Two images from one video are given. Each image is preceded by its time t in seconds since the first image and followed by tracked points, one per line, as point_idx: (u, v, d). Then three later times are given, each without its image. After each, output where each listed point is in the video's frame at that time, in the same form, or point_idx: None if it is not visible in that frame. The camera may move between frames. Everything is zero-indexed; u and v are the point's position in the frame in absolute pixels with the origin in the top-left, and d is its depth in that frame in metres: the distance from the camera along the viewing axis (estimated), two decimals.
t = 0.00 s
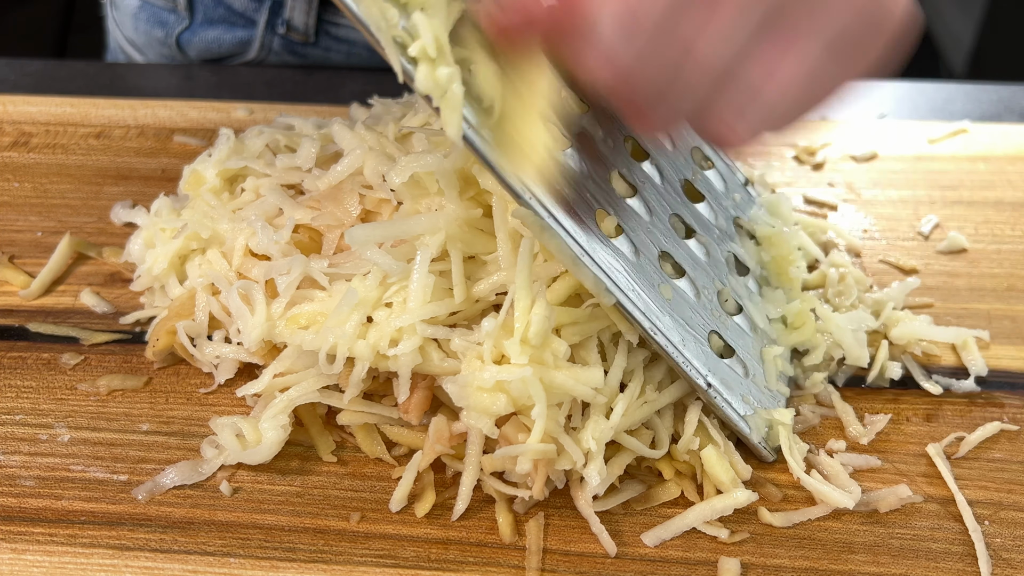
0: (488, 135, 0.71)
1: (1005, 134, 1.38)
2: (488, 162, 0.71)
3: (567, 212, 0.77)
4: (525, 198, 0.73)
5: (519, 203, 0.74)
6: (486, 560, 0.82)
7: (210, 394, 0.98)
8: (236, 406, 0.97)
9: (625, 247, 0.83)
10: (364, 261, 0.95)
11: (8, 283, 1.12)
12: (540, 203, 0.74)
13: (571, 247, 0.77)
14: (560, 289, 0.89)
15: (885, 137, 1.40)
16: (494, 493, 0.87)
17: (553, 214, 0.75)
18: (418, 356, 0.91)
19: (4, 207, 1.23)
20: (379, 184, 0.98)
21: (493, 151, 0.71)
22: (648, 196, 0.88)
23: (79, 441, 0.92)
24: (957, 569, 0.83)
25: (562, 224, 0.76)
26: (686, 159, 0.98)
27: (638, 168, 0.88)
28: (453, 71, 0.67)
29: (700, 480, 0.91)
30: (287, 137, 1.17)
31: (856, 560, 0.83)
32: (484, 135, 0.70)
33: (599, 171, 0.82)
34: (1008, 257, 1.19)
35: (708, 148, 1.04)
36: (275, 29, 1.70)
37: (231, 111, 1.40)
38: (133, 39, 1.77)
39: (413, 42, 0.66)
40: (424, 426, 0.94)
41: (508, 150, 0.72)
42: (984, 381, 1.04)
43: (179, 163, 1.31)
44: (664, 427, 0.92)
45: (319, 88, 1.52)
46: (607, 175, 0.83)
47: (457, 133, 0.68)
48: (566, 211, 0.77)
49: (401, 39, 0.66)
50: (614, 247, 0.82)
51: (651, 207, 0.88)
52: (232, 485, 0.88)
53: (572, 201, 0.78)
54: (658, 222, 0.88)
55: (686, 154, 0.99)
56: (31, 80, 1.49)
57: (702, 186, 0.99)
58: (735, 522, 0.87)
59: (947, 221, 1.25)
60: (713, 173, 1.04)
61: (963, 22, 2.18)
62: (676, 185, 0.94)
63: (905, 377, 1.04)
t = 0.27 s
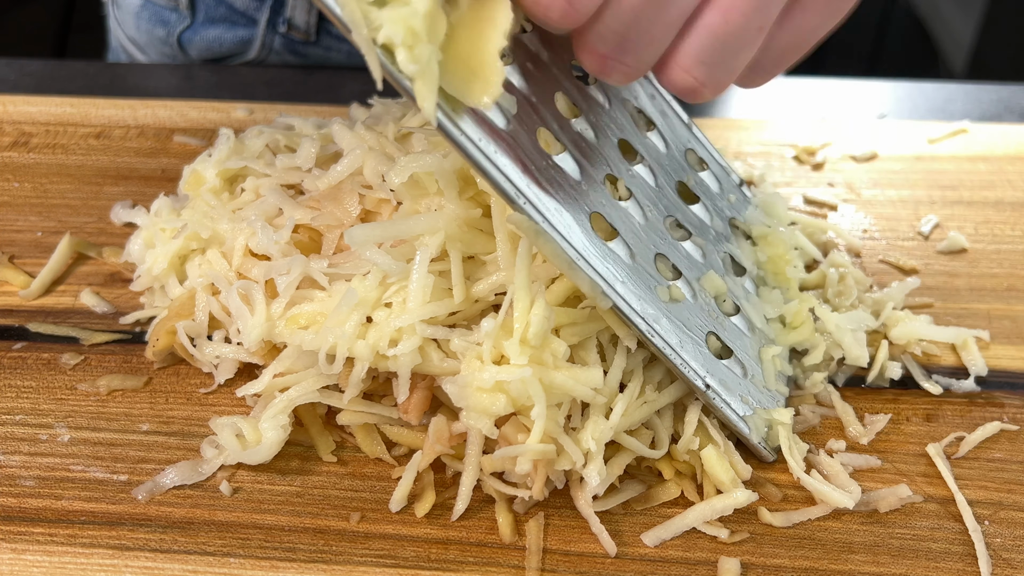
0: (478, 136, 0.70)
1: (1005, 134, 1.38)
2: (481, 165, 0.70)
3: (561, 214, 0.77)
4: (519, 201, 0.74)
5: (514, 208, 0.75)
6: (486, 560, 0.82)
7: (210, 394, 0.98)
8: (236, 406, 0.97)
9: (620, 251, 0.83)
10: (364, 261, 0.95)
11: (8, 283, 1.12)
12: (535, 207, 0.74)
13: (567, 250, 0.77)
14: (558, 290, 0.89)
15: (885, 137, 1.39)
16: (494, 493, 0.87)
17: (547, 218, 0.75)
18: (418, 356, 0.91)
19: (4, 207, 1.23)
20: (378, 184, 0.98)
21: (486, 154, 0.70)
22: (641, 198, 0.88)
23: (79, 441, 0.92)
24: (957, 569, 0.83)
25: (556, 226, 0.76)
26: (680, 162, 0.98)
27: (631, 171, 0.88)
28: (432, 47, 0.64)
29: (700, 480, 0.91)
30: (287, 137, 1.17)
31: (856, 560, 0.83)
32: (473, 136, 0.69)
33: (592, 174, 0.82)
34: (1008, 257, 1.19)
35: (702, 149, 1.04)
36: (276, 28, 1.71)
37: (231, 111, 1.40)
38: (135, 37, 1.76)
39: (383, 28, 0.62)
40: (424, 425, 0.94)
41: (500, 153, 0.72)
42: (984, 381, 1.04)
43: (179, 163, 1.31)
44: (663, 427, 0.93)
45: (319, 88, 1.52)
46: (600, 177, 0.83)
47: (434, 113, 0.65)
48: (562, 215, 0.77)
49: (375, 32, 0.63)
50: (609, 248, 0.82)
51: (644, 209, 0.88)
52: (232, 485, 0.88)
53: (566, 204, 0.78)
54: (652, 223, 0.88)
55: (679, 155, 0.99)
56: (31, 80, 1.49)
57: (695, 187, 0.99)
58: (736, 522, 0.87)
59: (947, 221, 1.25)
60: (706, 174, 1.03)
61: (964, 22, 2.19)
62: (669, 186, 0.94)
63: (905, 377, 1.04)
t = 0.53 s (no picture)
0: (474, 139, 0.71)
1: (1005, 134, 1.38)
2: (478, 168, 0.71)
3: (558, 218, 0.77)
4: (517, 205, 0.74)
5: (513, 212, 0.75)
6: (485, 560, 0.82)
7: (210, 394, 0.98)
8: (236, 406, 0.97)
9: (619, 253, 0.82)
10: (363, 261, 0.95)
11: (8, 283, 1.12)
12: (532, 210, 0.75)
13: (564, 253, 0.77)
14: (557, 292, 0.89)
15: (885, 136, 1.39)
16: (494, 493, 0.87)
17: (544, 221, 0.76)
18: (418, 356, 0.91)
19: (4, 207, 1.23)
20: (378, 184, 0.98)
21: (482, 157, 0.71)
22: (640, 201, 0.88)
23: (79, 441, 0.92)
24: (957, 569, 0.83)
25: (553, 229, 0.76)
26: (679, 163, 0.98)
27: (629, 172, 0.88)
28: (425, 53, 0.68)
29: (699, 480, 0.91)
30: (287, 137, 1.17)
31: (856, 560, 0.83)
32: (468, 139, 0.70)
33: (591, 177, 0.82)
34: (1008, 257, 1.19)
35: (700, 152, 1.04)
36: (278, 27, 1.71)
37: (231, 111, 1.40)
38: (135, 37, 1.76)
39: (378, 33, 0.66)
40: (424, 426, 0.94)
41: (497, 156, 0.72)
42: (984, 381, 1.04)
43: (179, 163, 1.31)
44: (663, 427, 0.93)
45: (319, 88, 1.52)
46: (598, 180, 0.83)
47: (431, 115, 0.68)
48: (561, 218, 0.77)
49: (370, 37, 0.67)
50: (608, 251, 0.82)
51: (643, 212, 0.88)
52: (232, 485, 0.88)
53: (565, 208, 0.78)
54: (650, 226, 0.88)
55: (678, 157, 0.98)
56: (31, 80, 1.49)
57: (693, 189, 0.99)
58: (735, 522, 0.86)
59: (947, 221, 1.25)
60: (704, 177, 1.04)
61: (964, 21, 2.19)
62: (667, 189, 0.94)
63: (905, 377, 1.04)
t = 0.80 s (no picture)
0: (473, 139, 0.71)
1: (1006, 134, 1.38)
2: (477, 168, 0.71)
3: (557, 218, 0.77)
4: (517, 204, 0.74)
5: (512, 212, 0.74)
6: (485, 560, 0.82)
7: (210, 394, 0.98)
8: (236, 406, 0.97)
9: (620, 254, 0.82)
10: (363, 261, 0.95)
11: (8, 283, 1.12)
12: (533, 210, 0.74)
13: (564, 253, 0.77)
14: (556, 293, 0.89)
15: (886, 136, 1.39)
16: (494, 493, 0.87)
17: (545, 221, 0.75)
18: (418, 356, 0.91)
19: (4, 207, 1.23)
20: (378, 184, 0.98)
21: (481, 157, 0.71)
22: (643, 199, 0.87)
23: (79, 441, 0.92)
24: (957, 570, 0.83)
25: (554, 229, 0.76)
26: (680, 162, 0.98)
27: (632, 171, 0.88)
28: (425, 53, 0.68)
29: (699, 480, 0.91)
30: (287, 137, 1.17)
31: (856, 560, 0.83)
32: (468, 139, 0.70)
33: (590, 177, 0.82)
34: (1008, 257, 1.19)
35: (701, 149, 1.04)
36: (278, 29, 1.71)
37: (231, 111, 1.40)
38: (135, 40, 1.77)
39: (378, 35, 0.66)
40: (424, 426, 0.94)
41: (495, 156, 0.72)
42: (984, 381, 1.04)
43: (179, 163, 1.31)
44: (663, 427, 0.92)
45: (319, 88, 1.52)
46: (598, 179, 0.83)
47: (433, 116, 0.67)
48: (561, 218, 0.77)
49: (370, 38, 0.66)
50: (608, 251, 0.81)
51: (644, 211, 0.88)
52: (232, 485, 0.88)
53: (564, 208, 0.78)
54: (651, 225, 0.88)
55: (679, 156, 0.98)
56: (31, 80, 1.49)
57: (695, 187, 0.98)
58: (735, 523, 0.86)
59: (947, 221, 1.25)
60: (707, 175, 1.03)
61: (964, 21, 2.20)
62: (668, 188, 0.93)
63: (905, 377, 1.04)
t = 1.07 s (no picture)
0: (463, 147, 0.71)
1: (1006, 134, 1.37)
2: (467, 174, 0.71)
3: (551, 221, 0.77)
4: (508, 210, 0.74)
5: (505, 217, 0.75)
6: (485, 560, 0.82)
7: (210, 394, 0.98)
8: (236, 406, 0.97)
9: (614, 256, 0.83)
10: (363, 261, 0.95)
11: (8, 283, 1.12)
12: (526, 215, 0.75)
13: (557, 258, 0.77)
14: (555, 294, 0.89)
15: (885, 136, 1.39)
16: (494, 494, 0.87)
17: (537, 226, 0.76)
18: (417, 357, 0.91)
19: (4, 207, 1.23)
20: (378, 184, 0.98)
21: (471, 164, 0.72)
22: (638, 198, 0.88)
23: (79, 441, 0.92)
24: (957, 570, 0.83)
25: (547, 233, 0.76)
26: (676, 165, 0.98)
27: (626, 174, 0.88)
28: (414, 65, 0.68)
29: (699, 480, 0.91)
30: (287, 137, 1.17)
31: (856, 560, 0.83)
32: (457, 146, 0.71)
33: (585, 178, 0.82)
34: (1008, 257, 1.19)
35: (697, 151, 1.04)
36: (277, 28, 1.71)
37: (231, 111, 1.40)
38: (134, 40, 1.77)
39: (368, 48, 0.66)
40: (424, 426, 0.94)
41: (486, 163, 0.73)
42: (984, 381, 1.04)
43: (179, 163, 1.31)
44: (662, 428, 0.92)
45: (319, 88, 1.52)
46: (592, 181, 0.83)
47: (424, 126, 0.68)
48: (554, 221, 0.78)
49: (360, 51, 0.67)
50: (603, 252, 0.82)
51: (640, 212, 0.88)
52: (232, 485, 0.88)
53: (558, 212, 0.78)
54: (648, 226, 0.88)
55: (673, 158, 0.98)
56: (31, 80, 1.49)
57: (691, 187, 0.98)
58: (735, 523, 0.86)
59: (947, 221, 1.25)
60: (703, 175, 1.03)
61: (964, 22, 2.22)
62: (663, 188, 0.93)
63: (905, 377, 1.04)
